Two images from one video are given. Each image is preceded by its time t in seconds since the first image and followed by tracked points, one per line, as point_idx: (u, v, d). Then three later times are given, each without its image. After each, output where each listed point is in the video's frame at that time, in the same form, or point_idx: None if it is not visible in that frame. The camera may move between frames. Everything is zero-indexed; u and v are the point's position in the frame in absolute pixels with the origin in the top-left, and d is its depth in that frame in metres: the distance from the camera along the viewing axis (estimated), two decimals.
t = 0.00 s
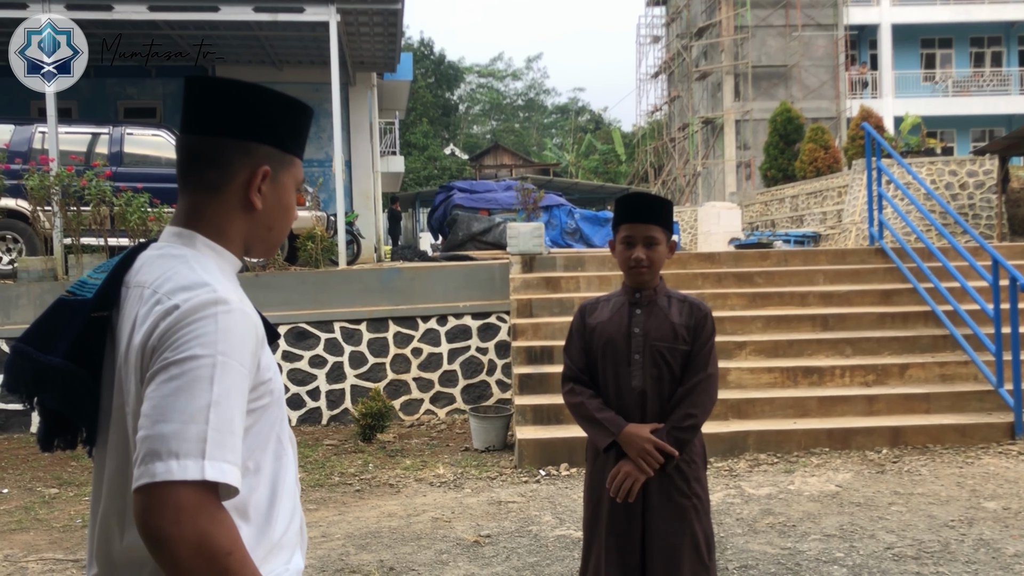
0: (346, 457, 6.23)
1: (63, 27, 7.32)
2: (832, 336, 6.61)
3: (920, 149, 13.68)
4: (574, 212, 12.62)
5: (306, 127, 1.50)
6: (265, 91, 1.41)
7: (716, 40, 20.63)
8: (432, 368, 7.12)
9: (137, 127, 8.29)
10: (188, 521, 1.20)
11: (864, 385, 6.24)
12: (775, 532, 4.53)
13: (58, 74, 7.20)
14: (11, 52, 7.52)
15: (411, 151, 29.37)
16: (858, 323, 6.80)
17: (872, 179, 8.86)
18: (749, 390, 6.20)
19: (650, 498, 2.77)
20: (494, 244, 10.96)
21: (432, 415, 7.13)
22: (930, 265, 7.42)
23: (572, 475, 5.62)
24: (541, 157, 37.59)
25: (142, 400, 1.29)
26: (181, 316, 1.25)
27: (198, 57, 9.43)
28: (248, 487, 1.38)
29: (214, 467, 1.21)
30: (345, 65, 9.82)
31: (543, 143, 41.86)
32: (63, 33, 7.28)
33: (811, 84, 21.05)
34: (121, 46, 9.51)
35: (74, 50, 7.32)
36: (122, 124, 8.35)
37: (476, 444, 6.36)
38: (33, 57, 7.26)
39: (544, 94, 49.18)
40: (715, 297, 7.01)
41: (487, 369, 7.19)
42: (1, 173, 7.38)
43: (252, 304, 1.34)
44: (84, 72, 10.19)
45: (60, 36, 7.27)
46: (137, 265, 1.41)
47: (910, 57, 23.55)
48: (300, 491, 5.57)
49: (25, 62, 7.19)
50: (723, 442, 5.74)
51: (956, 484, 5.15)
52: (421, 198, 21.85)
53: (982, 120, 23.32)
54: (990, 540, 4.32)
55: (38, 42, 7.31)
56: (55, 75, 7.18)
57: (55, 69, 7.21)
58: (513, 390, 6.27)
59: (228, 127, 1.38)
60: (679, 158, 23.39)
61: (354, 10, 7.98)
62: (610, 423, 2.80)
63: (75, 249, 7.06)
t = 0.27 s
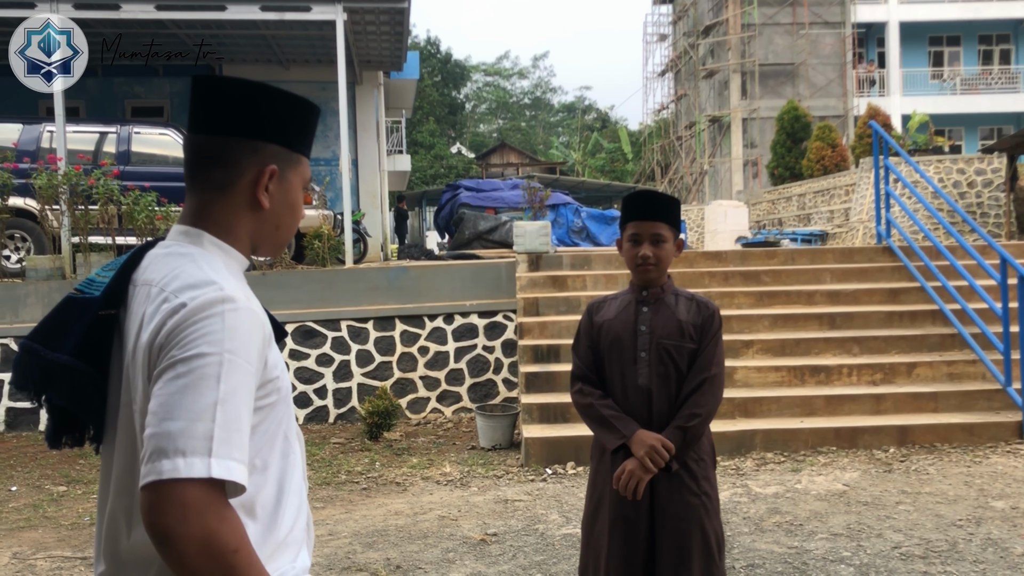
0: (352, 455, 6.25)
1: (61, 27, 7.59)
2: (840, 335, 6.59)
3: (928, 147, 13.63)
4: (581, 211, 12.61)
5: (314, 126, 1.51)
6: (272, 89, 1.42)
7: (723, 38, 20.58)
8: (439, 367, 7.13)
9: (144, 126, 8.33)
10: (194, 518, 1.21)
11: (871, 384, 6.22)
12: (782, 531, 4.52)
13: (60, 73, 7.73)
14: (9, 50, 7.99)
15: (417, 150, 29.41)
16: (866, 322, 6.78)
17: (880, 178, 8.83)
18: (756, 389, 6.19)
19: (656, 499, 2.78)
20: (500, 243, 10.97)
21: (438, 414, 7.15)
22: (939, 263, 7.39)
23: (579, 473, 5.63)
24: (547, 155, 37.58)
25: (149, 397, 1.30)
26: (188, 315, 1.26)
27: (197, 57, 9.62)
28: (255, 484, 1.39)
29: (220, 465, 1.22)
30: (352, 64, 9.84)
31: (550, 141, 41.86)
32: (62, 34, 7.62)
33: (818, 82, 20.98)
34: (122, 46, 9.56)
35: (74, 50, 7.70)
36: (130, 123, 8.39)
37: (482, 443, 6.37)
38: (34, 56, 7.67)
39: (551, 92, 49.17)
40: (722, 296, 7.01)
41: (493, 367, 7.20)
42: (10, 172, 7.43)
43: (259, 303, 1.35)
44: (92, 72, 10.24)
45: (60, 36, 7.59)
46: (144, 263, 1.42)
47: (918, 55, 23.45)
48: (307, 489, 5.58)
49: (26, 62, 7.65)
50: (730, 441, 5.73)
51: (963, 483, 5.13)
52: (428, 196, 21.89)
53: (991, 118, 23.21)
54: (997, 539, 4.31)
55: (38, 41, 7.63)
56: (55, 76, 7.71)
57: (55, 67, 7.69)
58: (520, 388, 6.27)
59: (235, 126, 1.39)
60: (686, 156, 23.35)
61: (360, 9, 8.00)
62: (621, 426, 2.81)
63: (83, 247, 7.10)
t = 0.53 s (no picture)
0: (357, 454, 6.26)
1: (61, 27, 7.58)
2: (845, 334, 6.57)
3: (933, 146, 13.58)
4: (585, 210, 12.61)
5: (318, 126, 1.51)
6: (275, 88, 1.42)
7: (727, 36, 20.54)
8: (443, 366, 7.14)
9: (149, 125, 8.35)
10: (199, 517, 1.21)
11: (876, 383, 6.21)
12: (787, 530, 4.52)
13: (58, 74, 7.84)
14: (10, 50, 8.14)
15: (422, 149, 29.43)
16: (871, 321, 6.77)
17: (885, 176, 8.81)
18: (760, 388, 6.18)
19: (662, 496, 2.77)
20: (505, 241, 10.96)
21: (443, 412, 7.15)
22: (944, 262, 7.37)
23: (583, 472, 5.63)
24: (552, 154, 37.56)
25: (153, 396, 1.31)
26: (192, 313, 1.26)
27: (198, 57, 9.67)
28: (259, 483, 1.39)
29: (225, 464, 1.22)
30: (357, 63, 9.85)
31: (554, 140, 41.84)
32: (63, 34, 7.60)
33: (823, 80, 20.92)
34: (121, 46, 9.63)
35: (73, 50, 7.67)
36: (135, 122, 8.40)
37: (487, 441, 6.38)
38: (34, 56, 7.77)
39: (555, 91, 49.14)
40: (727, 295, 7.00)
41: (497, 366, 7.21)
42: (16, 171, 7.46)
43: (263, 302, 1.35)
44: (97, 70, 10.27)
45: (59, 36, 7.60)
46: (149, 262, 1.42)
47: (923, 53, 23.36)
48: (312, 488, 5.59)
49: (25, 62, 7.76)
50: (735, 440, 5.72)
51: (968, 482, 5.12)
52: (432, 195, 21.89)
53: (997, 116, 23.12)
54: (1003, 539, 4.29)
55: (38, 41, 7.74)
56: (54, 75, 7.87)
57: (55, 67, 7.74)
58: (524, 387, 6.27)
59: (238, 125, 1.39)
60: (691, 155, 23.31)
61: (365, 7, 8.00)
62: (627, 422, 2.82)
63: (88, 246, 7.12)
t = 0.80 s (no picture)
0: (360, 452, 6.27)
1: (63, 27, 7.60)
2: (849, 332, 6.56)
3: (937, 144, 13.55)
4: (589, 208, 12.60)
5: (319, 123, 1.51)
6: (276, 86, 1.42)
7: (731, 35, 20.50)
8: (447, 364, 7.15)
9: (153, 124, 8.36)
10: (202, 515, 1.21)
11: (880, 381, 6.20)
12: (790, 528, 4.51)
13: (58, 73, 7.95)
14: (11, 50, 8.26)
15: (425, 147, 29.45)
16: (874, 319, 6.76)
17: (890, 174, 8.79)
18: (764, 386, 6.18)
19: (669, 494, 2.78)
20: (508, 240, 10.96)
21: (446, 411, 7.16)
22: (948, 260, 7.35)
23: (586, 471, 5.63)
24: (555, 153, 37.55)
25: (156, 395, 1.31)
26: (194, 311, 1.27)
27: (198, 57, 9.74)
28: (262, 481, 1.39)
29: (227, 462, 1.22)
30: (360, 61, 9.85)
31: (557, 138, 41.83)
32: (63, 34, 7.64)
33: (827, 78, 20.87)
34: (121, 50, 9.82)
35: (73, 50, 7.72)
36: (139, 121, 8.42)
37: (490, 440, 6.38)
38: (34, 56, 7.85)
39: (558, 89, 49.10)
40: (730, 293, 6.99)
41: (501, 364, 7.21)
42: (20, 169, 7.48)
43: (266, 301, 1.35)
44: (101, 69, 10.29)
45: (60, 36, 7.68)
46: (151, 261, 1.43)
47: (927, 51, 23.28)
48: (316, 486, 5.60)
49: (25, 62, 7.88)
50: (738, 438, 5.72)
51: (972, 480, 5.11)
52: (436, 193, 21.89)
53: (1001, 115, 23.05)
54: (1007, 538, 4.28)
55: (38, 41, 7.82)
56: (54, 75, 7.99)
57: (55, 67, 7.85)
58: (528, 385, 6.28)
59: (239, 123, 1.40)
60: (694, 153, 23.29)
61: (368, 6, 8.01)
62: (634, 422, 2.82)
63: (92, 244, 7.14)
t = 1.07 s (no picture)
0: (362, 451, 6.27)
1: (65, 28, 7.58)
2: (850, 331, 6.56)
3: (939, 142, 13.53)
4: (590, 207, 12.60)
5: (319, 121, 1.51)
6: (275, 85, 1.42)
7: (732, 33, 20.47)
8: (448, 363, 7.15)
9: (155, 123, 8.37)
10: (202, 514, 1.21)
11: (881, 380, 6.20)
12: (791, 527, 4.51)
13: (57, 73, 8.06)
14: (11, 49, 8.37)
15: (427, 146, 29.46)
16: (876, 318, 6.75)
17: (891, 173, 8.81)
18: (765, 385, 6.17)
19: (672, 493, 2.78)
20: (509, 239, 10.96)
21: (447, 409, 7.16)
22: (950, 259, 7.35)
23: (588, 470, 5.63)
24: (556, 151, 37.53)
25: (157, 394, 1.31)
26: (194, 310, 1.27)
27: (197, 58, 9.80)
28: (262, 480, 1.39)
29: (227, 461, 1.22)
30: (361, 60, 9.84)
31: (559, 137, 41.84)
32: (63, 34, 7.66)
33: (828, 77, 20.85)
34: (121, 49, 9.85)
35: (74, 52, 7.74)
36: (140, 120, 8.42)
37: (491, 439, 6.38)
38: (34, 56, 7.95)
39: (560, 88, 49.06)
40: (732, 292, 6.99)
41: (502, 363, 7.22)
42: (21, 168, 7.49)
43: (265, 299, 1.35)
44: (103, 68, 10.29)
45: (60, 37, 7.74)
46: (151, 260, 1.43)
47: (929, 50, 23.25)
48: (317, 485, 5.60)
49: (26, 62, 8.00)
50: (740, 437, 5.72)
51: (974, 479, 5.10)
52: (437, 192, 21.88)
53: (1002, 113, 23.01)
54: (1008, 536, 4.28)
55: (38, 41, 7.89)
56: (54, 75, 8.10)
57: (56, 68, 7.94)
58: (529, 384, 6.28)
59: (238, 122, 1.40)
60: (695, 152, 23.26)
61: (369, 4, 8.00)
62: (638, 422, 2.82)
63: (94, 243, 7.15)
